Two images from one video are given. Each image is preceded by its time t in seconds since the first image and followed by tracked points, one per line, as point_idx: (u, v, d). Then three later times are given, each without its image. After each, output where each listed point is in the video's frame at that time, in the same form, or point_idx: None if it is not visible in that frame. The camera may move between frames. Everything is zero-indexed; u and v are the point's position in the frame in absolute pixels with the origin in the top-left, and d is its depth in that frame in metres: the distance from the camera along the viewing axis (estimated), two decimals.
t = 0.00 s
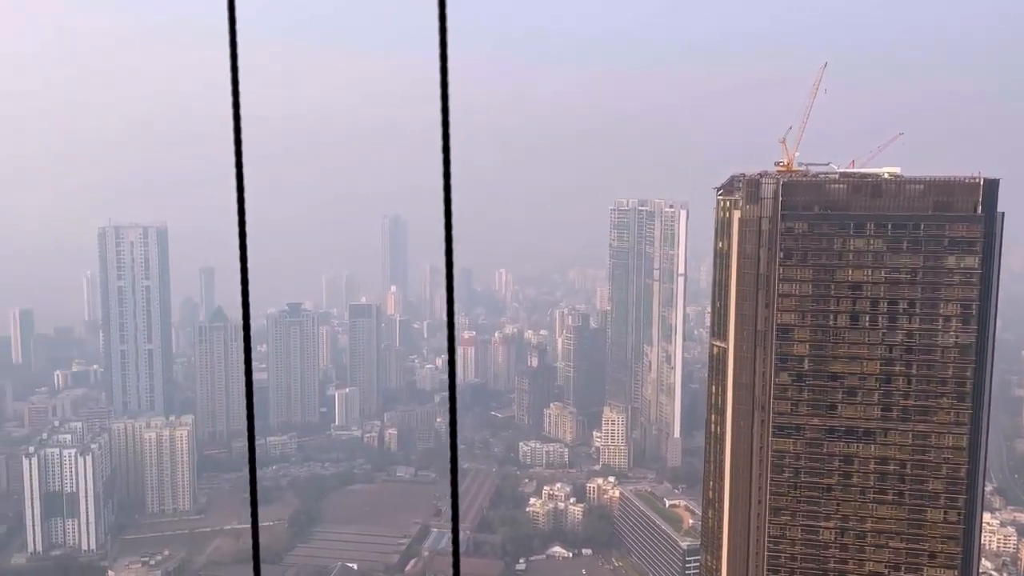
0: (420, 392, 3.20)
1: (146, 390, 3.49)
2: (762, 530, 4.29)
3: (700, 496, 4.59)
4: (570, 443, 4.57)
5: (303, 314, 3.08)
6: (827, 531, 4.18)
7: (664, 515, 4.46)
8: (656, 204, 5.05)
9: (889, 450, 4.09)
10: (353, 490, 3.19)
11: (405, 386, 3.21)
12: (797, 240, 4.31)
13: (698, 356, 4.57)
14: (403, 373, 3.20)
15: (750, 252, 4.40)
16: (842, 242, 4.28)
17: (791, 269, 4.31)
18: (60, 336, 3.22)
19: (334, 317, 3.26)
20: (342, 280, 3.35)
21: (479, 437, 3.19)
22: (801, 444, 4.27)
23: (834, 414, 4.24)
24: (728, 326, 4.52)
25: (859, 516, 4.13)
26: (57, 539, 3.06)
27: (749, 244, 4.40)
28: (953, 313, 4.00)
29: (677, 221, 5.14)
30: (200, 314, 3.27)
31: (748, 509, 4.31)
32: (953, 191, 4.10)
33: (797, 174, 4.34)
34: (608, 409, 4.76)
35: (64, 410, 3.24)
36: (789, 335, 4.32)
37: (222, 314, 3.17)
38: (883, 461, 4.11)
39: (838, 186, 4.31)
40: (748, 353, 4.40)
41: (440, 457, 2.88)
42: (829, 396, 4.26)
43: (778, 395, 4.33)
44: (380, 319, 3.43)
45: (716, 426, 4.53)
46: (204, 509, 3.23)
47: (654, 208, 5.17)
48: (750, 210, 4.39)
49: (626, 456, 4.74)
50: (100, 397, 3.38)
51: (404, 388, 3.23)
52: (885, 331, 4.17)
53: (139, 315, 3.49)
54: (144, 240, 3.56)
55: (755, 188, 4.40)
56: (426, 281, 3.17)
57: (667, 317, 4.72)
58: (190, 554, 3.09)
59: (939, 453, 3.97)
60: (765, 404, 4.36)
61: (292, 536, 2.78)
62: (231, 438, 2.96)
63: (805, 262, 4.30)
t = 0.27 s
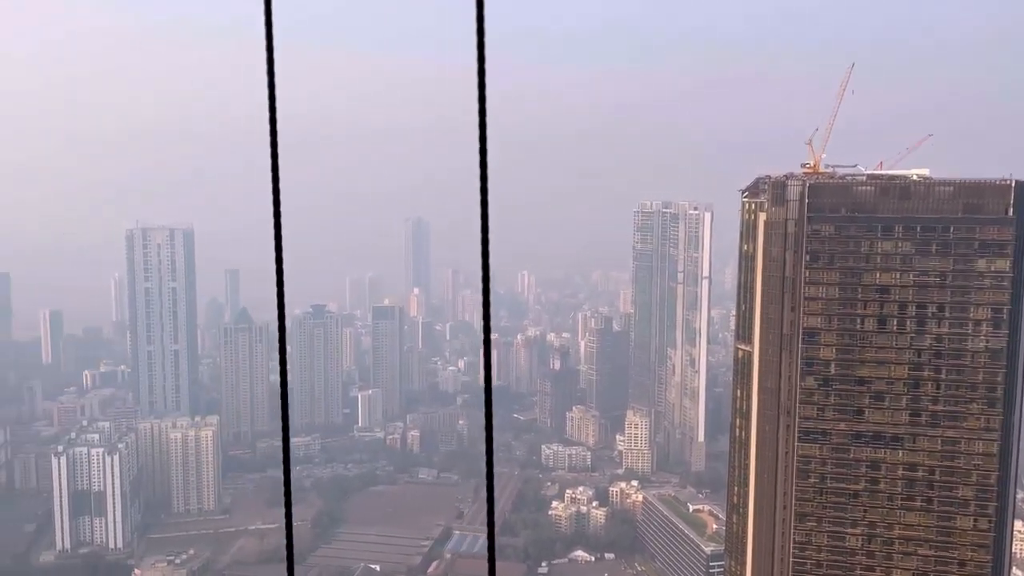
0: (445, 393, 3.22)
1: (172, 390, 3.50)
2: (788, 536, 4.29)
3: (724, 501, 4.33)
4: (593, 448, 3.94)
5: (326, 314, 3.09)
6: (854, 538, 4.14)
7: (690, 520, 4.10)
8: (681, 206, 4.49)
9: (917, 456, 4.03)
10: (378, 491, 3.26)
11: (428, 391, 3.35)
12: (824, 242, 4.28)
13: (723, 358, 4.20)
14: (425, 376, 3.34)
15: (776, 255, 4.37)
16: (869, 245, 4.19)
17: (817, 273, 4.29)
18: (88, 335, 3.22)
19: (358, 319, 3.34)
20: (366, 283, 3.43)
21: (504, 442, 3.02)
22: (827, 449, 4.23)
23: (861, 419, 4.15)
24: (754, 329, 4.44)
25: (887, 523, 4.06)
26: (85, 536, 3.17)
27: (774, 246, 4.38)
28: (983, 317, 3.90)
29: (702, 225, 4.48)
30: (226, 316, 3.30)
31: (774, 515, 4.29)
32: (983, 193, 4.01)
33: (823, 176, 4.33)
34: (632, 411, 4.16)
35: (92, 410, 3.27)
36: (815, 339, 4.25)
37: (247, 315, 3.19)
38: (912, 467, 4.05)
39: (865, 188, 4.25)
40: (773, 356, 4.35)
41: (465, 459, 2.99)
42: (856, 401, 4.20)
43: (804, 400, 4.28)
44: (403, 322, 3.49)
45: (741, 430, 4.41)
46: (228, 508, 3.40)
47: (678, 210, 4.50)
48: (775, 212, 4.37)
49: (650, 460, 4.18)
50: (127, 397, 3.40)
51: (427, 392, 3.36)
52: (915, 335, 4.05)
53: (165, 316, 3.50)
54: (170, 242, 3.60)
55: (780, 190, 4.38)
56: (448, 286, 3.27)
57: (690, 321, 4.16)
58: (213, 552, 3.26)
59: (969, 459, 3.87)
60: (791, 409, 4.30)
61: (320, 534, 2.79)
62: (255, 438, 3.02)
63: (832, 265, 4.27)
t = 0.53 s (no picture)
0: (467, 396, 3.30)
1: (198, 389, 3.49)
2: (814, 541, 4.30)
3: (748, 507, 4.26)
4: (615, 450, 3.88)
5: (349, 316, 3.05)
6: (881, 545, 4.10)
7: (710, 524, 4.01)
8: (705, 206, 4.41)
9: (945, 462, 3.95)
10: (400, 492, 3.30)
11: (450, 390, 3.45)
12: (851, 246, 4.20)
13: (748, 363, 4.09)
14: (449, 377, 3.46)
15: (801, 257, 4.32)
16: (897, 248, 4.12)
17: (843, 275, 4.23)
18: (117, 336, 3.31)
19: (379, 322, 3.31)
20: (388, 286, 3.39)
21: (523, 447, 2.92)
22: (853, 455, 4.19)
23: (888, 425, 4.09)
24: (779, 332, 4.36)
25: (914, 530, 4.01)
26: (113, 535, 3.25)
27: (801, 250, 4.32)
28: (1014, 322, 3.84)
29: (727, 226, 4.42)
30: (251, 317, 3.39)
31: (799, 520, 4.31)
32: (1015, 196, 3.88)
33: (850, 178, 4.29)
34: (654, 415, 4.13)
35: (119, 410, 3.28)
36: (841, 342, 4.20)
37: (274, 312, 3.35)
38: (939, 473, 3.96)
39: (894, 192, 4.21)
40: (799, 360, 4.32)
41: (487, 461, 3.08)
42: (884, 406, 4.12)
43: (829, 404, 4.28)
44: (426, 324, 3.47)
45: (765, 435, 4.30)
46: (253, 508, 3.41)
47: (703, 211, 4.43)
48: (802, 215, 4.34)
49: (673, 466, 4.15)
50: (153, 397, 3.41)
51: (450, 395, 3.38)
52: (943, 339, 3.99)
53: (191, 316, 3.54)
54: (197, 243, 3.61)
55: (806, 192, 4.33)
56: (470, 288, 3.34)
57: (715, 324, 4.13)
58: (238, 552, 3.23)
59: (998, 466, 3.76)
60: (817, 413, 4.28)
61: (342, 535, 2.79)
62: (280, 438, 3.08)
63: (858, 268, 4.21)
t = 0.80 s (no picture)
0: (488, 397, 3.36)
1: (223, 392, 3.54)
2: (840, 547, 4.27)
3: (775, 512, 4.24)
4: (638, 453, 3.84)
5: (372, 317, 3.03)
6: (909, 551, 4.07)
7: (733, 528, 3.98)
8: (730, 209, 4.37)
9: (974, 468, 3.88)
10: (422, 494, 3.26)
11: (472, 392, 3.48)
12: (878, 249, 4.17)
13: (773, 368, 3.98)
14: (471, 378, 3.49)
15: (827, 261, 4.28)
16: (925, 251, 4.08)
17: (870, 279, 4.17)
18: (145, 336, 3.36)
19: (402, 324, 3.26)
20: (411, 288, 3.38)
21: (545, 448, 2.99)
22: (879, 461, 4.10)
23: (916, 431, 4.01)
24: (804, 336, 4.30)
25: (942, 537, 3.95)
26: (139, 533, 3.28)
27: (826, 254, 4.27)
28: None
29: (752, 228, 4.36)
30: (275, 318, 3.52)
31: (824, 526, 4.28)
32: None
33: (878, 181, 4.21)
34: (678, 418, 4.06)
35: (146, 409, 3.32)
36: (868, 346, 4.14)
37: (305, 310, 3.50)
38: (969, 479, 3.90)
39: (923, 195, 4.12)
40: (824, 365, 4.28)
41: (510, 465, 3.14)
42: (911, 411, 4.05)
43: (855, 410, 4.15)
44: (448, 326, 3.55)
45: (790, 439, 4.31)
46: (276, 508, 3.40)
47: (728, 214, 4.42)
48: (828, 218, 4.25)
49: (697, 470, 4.06)
50: (179, 397, 3.44)
51: (471, 396, 3.46)
52: (973, 344, 3.93)
53: (218, 318, 3.58)
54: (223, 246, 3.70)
55: (833, 194, 4.25)
56: (492, 290, 3.51)
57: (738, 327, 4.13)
58: (262, 551, 3.22)
59: None
60: (842, 418, 4.20)
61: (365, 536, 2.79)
62: (304, 439, 3.22)
63: (885, 272, 4.16)
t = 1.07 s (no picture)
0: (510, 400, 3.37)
1: (248, 393, 3.58)
2: (866, 554, 4.20)
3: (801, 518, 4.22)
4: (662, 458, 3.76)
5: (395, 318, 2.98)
6: (937, 560, 3.97)
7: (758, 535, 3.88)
8: (755, 212, 4.32)
9: (1005, 476, 3.76)
10: (445, 497, 3.23)
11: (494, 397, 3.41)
12: (905, 252, 4.10)
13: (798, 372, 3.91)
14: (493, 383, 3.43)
15: (854, 264, 4.24)
16: (953, 255, 3.99)
17: (897, 282, 4.10)
18: (171, 337, 3.39)
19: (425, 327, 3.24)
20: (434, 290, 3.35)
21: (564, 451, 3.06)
22: (907, 467, 4.03)
23: (945, 437, 3.87)
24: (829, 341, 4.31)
25: (971, 546, 3.87)
26: (165, 532, 3.30)
27: (853, 258, 4.24)
28: None
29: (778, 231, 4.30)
30: (301, 320, 3.65)
31: (850, 532, 4.23)
32: None
33: (905, 182, 4.15)
34: (701, 423, 4.03)
35: (172, 410, 3.36)
36: (895, 351, 4.06)
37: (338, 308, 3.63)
38: (999, 488, 3.77)
39: (951, 198, 4.02)
40: (850, 369, 4.21)
41: (530, 468, 3.22)
42: (939, 417, 3.91)
43: (882, 414, 4.10)
44: (471, 328, 3.59)
45: (815, 444, 4.35)
46: (299, 509, 3.35)
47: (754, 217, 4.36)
48: (854, 220, 4.24)
49: (720, 475, 4.01)
50: (204, 398, 3.48)
51: (493, 397, 3.43)
52: (1003, 350, 3.82)
53: (242, 319, 3.59)
54: (248, 248, 3.76)
55: (858, 197, 4.23)
56: (513, 292, 3.62)
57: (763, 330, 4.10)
58: (286, 551, 3.23)
59: None
60: (869, 423, 4.15)
61: (384, 540, 2.81)
62: (327, 440, 3.33)
63: (913, 275, 4.07)
